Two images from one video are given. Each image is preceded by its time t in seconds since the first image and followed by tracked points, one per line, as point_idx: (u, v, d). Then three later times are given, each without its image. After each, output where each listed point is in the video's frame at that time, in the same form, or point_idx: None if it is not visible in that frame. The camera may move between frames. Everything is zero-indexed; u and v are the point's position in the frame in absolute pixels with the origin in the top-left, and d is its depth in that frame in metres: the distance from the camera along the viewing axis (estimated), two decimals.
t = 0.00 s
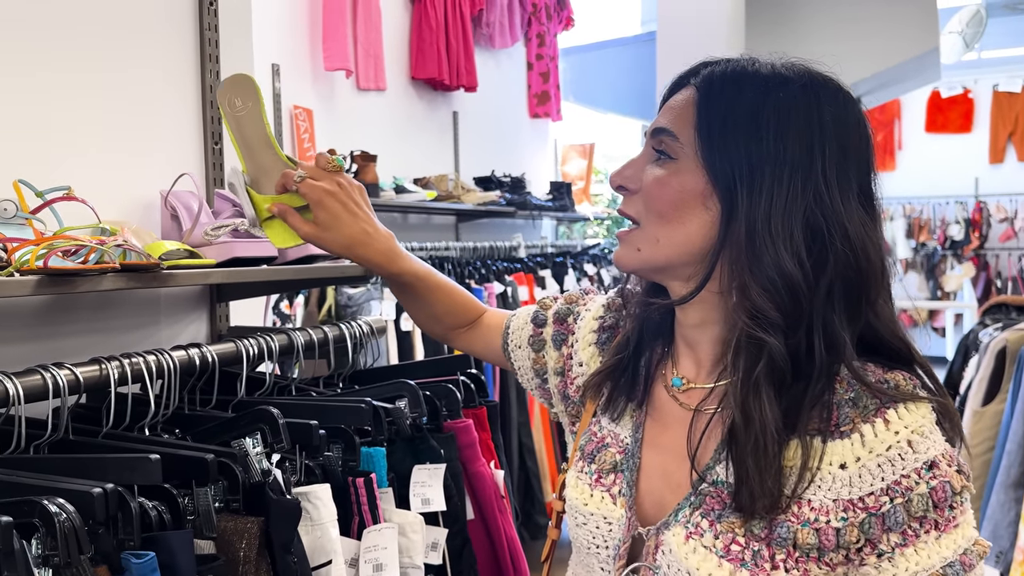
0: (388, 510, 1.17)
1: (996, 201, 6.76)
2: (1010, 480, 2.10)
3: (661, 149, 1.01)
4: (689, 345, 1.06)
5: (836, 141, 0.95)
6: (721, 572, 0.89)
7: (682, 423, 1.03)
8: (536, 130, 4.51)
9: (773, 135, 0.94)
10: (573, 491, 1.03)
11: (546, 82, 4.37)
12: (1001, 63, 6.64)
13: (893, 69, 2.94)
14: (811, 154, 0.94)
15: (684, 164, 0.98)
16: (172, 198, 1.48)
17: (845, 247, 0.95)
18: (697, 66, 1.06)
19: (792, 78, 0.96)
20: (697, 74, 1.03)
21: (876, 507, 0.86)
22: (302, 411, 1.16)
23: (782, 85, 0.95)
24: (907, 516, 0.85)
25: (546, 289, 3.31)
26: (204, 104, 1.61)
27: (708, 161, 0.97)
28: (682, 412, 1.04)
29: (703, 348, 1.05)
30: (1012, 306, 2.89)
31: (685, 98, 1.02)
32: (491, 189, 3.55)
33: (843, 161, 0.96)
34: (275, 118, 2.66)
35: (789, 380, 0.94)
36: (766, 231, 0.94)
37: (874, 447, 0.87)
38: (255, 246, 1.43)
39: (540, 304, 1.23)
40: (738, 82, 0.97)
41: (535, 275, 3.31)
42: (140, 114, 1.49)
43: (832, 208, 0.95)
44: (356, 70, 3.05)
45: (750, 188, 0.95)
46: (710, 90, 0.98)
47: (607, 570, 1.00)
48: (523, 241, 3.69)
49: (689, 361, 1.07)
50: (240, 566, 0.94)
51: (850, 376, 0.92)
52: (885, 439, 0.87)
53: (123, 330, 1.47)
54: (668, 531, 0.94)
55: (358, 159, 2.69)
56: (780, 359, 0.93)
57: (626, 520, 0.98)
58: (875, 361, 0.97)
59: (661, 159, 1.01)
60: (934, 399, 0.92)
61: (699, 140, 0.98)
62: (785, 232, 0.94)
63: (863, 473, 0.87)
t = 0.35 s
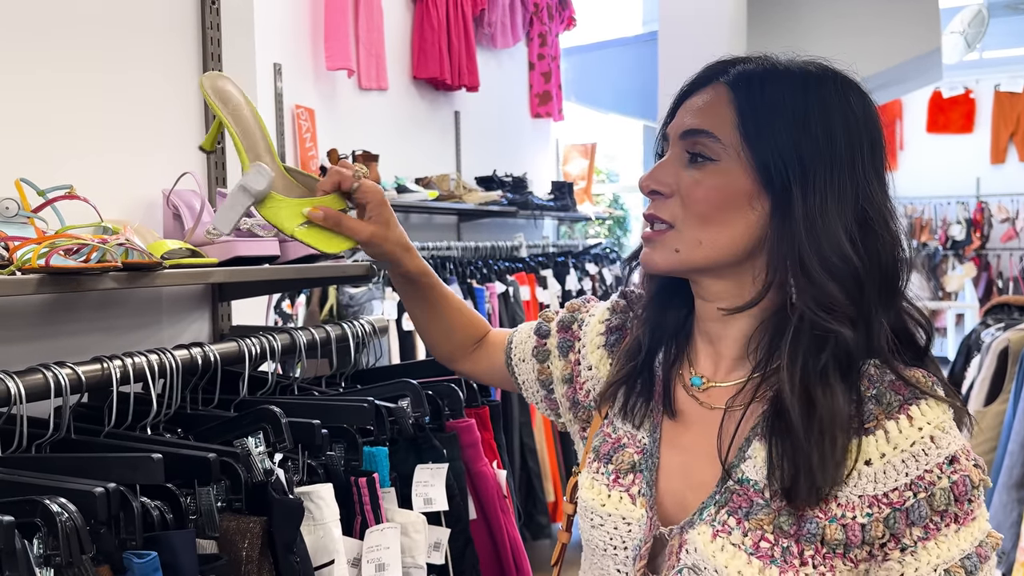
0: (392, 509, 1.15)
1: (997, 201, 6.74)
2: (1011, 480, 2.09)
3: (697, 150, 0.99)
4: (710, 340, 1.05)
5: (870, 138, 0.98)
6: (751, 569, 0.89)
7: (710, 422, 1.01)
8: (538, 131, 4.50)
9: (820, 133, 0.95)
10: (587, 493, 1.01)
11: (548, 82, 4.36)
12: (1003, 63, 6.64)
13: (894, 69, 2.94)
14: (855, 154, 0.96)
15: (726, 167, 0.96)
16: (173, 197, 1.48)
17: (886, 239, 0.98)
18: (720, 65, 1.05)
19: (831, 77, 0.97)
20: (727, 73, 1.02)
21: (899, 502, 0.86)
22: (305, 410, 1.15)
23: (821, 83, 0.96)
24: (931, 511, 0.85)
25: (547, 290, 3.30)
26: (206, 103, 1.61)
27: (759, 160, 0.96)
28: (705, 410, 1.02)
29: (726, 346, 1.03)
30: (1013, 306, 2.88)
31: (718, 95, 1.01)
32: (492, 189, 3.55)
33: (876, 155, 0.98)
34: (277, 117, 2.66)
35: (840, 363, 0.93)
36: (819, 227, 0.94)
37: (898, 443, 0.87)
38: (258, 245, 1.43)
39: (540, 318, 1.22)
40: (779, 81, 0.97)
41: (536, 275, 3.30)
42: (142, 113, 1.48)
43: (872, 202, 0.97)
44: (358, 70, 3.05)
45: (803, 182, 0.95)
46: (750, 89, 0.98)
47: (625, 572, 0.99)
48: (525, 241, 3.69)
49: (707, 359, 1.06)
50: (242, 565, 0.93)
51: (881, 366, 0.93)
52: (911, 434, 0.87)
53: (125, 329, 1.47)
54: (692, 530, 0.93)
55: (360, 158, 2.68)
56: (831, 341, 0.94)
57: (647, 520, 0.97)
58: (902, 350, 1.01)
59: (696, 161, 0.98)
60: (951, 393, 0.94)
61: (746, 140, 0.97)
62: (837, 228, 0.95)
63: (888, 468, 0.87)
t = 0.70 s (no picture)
0: (386, 510, 1.16)
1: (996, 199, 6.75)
2: (1010, 478, 2.09)
3: (716, 169, 0.94)
4: (713, 338, 1.03)
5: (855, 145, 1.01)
6: (749, 554, 0.88)
7: (710, 412, 1.00)
8: (536, 128, 4.50)
9: (824, 140, 0.96)
10: (591, 485, 1.01)
11: (547, 79, 4.36)
12: (1001, 61, 6.64)
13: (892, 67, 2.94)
14: (850, 161, 0.99)
15: (746, 189, 0.93)
16: (170, 194, 1.47)
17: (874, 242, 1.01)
18: (712, 72, 1.02)
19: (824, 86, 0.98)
20: (727, 83, 1.00)
21: (892, 488, 0.87)
22: (301, 408, 1.15)
23: (822, 93, 0.97)
24: (924, 497, 0.86)
25: (546, 287, 3.31)
26: (203, 100, 1.60)
27: (773, 171, 0.94)
28: (704, 403, 1.01)
29: (728, 345, 1.02)
30: (1012, 304, 2.87)
31: (720, 107, 0.98)
32: (491, 186, 3.54)
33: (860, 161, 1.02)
34: (275, 114, 2.65)
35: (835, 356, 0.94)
36: (828, 232, 0.95)
37: (891, 430, 0.87)
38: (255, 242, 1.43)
39: (536, 348, 1.12)
40: (782, 90, 0.96)
41: (534, 272, 3.30)
42: (139, 111, 1.48)
43: (864, 207, 1.00)
44: (357, 67, 3.04)
45: (816, 191, 0.96)
46: (756, 100, 0.96)
47: (625, 563, 0.97)
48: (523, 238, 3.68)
49: (707, 353, 1.05)
50: (240, 565, 0.93)
51: (871, 356, 0.95)
52: (902, 421, 0.87)
53: (122, 326, 1.46)
54: (690, 516, 0.93)
55: (358, 156, 2.68)
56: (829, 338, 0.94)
57: (648, 509, 0.96)
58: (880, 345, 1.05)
59: (712, 182, 0.94)
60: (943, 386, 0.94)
61: (761, 151, 0.94)
62: (843, 232, 0.96)
63: (880, 456, 0.87)
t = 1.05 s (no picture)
0: (385, 505, 1.14)
1: (991, 196, 6.76)
2: (1005, 474, 2.10)
3: (753, 176, 0.98)
4: (707, 339, 1.05)
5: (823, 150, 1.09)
6: (769, 543, 0.91)
7: (715, 411, 1.01)
8: (533, 124, 4.49)
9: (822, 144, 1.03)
10: (588, 496, 0.99)
11: (543, 75, 4.35)
12: (998, 58, 6.64)
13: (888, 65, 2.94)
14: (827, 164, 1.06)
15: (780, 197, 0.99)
16: (166, 188, 1.46)
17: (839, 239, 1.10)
18: (720, 79, 1.01)
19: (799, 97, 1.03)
20: (745, 91, 1.00)
21: (888, 467, 0.92)
22: (297, 403, 1.14)
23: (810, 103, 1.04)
24: (916, 474, 0.92)
25: (542, 283, 3.31)
26: (199, 94, 1.59)
27: (799, 171, 1.00)
28: (696, 404, 1.02)
29: (724, 345, 1.04)
30: (1008, 300, 2.87)
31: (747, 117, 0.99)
32: (487, 182, 3.53)
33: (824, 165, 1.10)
34: (271, 109, 2.64)
35: (831, 340, 1.01)
36: (826, 229, 1.04)
37: (885, 411, 0.93)
38: (251, 236, 1.42)
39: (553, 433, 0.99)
40: (790, 95, 1.00)
41: (531, 268, 3.30)
42: (134, 105, 1.47)
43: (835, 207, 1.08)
44: (352, 62, 3.03)
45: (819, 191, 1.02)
46: (776, 103, 0.99)
47: (635, 570, 0.97)
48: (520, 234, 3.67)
49: (698, 355, 1.06)
50: (236, 560, 0.93)
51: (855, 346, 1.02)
52: (895, 402, 0.93)
53: (118, 321, 1.46)
54: (704, 513, 0.94)
55: (355, 151, 2.67)
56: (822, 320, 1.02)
57: (657, 510, 0.97)
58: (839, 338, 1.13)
59: (752, 189, 0.98)
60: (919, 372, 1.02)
61: (785, 156, 0.99)
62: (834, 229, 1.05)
63: (877, 436, 0.93)
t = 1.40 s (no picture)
0: (378, 499, 1.12)
1: (987, 192, 6.77)
2: (1000, 468, 2.10)
3: (728, 176, 0.97)
4: (689, 337, 1.05)
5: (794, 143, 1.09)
6: (758, 530, 0.91)
7: (697, 405, 1.01)
8: (529, 119, 4.48)
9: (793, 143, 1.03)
10: (576, 494, 0.99)
11: (539, 69, 4.35)
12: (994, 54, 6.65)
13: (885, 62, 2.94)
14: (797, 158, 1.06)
15: (755, 196, 0.98)
16: (158, 182, 1.45)
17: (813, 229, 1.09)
18: (695, 80, 1.01)
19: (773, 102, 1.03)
20: (719, 91, 0.99)
21: (869, 451, 0.93)
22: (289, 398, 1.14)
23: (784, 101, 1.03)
24: (897, 457, 0.92)
25: (538, 279, 3.31)
26: (192, 87, 1.58)
27: (772, 174, 1.00)
28: (681, 398, 1.02)
29: (703, 344, 1.04)
30: (1003, 295, 2.88)
31: (723, 117, 0.99)
32: (483, 177, 3.53)
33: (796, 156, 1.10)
34: (265, 104, 2.63)
35: (807, 329, 1.01)
36: (797, 223, 1.03)
37: (864, 396, 0.94)
38: (244, 230, 1.42)
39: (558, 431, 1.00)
40: (765, 97, 1.00)
41: (527, 263, 3.30)
42: (126, 97, 1.46)
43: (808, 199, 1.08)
44: (348, 56, 3.02)
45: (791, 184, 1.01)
46: (751, 104, 0.99)
47: (626, 566, 0.97)
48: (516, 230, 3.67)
49: (682, 349, 1.05)
50: (228, 555, 0.92)
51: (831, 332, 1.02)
52: (873, 386, 0.94)
53: (111, 315, 1.45)
54: (692, 504, 0.94)
55: (350, 145, 2.65)
56: (796, 309, 1.02)
57: (645, 504, 0.96)
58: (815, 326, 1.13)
59: (728, 188, 0.97)
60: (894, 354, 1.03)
61: (759, 157, 0.99)
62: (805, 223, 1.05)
63: (857, 421, 0.93)
